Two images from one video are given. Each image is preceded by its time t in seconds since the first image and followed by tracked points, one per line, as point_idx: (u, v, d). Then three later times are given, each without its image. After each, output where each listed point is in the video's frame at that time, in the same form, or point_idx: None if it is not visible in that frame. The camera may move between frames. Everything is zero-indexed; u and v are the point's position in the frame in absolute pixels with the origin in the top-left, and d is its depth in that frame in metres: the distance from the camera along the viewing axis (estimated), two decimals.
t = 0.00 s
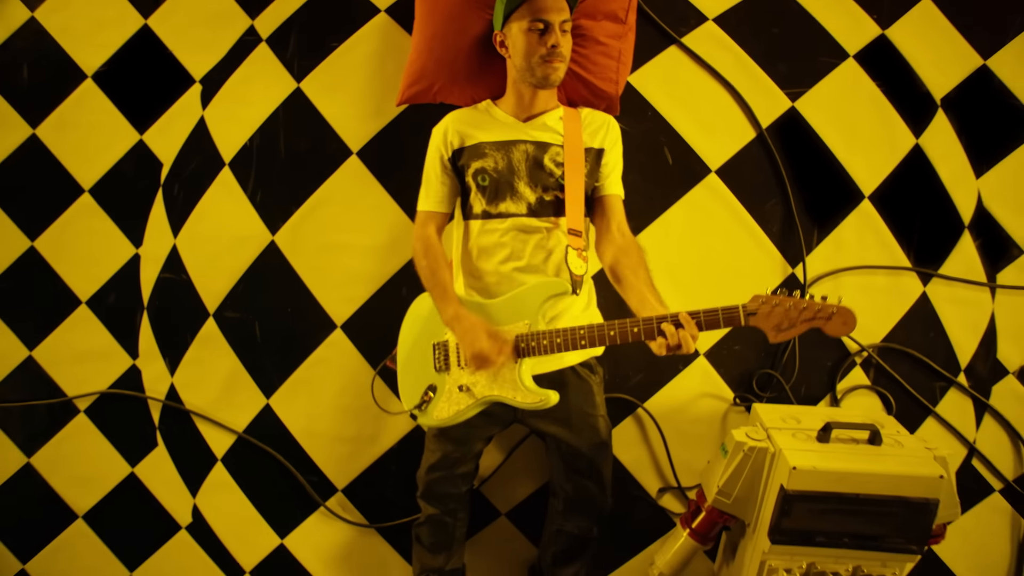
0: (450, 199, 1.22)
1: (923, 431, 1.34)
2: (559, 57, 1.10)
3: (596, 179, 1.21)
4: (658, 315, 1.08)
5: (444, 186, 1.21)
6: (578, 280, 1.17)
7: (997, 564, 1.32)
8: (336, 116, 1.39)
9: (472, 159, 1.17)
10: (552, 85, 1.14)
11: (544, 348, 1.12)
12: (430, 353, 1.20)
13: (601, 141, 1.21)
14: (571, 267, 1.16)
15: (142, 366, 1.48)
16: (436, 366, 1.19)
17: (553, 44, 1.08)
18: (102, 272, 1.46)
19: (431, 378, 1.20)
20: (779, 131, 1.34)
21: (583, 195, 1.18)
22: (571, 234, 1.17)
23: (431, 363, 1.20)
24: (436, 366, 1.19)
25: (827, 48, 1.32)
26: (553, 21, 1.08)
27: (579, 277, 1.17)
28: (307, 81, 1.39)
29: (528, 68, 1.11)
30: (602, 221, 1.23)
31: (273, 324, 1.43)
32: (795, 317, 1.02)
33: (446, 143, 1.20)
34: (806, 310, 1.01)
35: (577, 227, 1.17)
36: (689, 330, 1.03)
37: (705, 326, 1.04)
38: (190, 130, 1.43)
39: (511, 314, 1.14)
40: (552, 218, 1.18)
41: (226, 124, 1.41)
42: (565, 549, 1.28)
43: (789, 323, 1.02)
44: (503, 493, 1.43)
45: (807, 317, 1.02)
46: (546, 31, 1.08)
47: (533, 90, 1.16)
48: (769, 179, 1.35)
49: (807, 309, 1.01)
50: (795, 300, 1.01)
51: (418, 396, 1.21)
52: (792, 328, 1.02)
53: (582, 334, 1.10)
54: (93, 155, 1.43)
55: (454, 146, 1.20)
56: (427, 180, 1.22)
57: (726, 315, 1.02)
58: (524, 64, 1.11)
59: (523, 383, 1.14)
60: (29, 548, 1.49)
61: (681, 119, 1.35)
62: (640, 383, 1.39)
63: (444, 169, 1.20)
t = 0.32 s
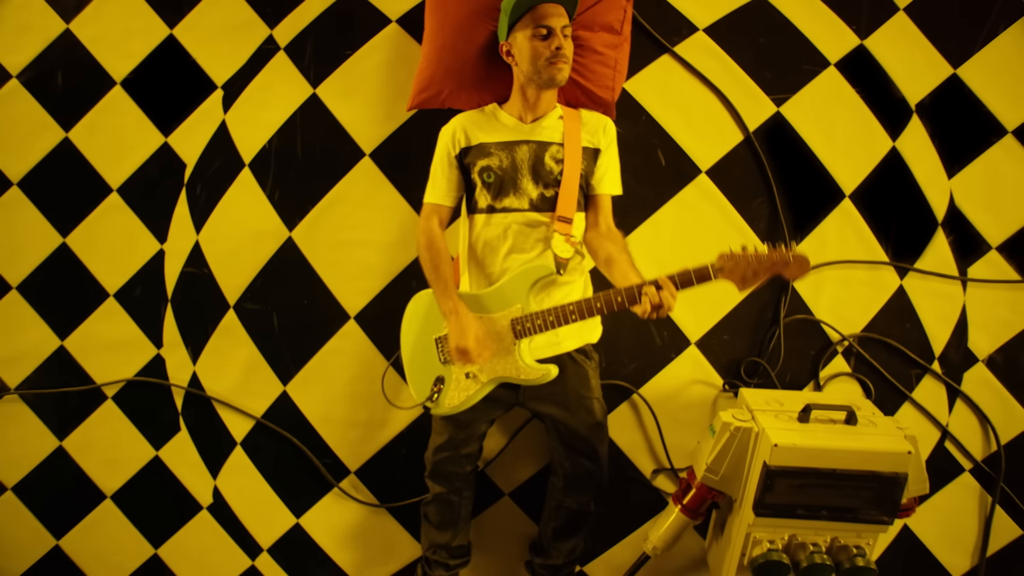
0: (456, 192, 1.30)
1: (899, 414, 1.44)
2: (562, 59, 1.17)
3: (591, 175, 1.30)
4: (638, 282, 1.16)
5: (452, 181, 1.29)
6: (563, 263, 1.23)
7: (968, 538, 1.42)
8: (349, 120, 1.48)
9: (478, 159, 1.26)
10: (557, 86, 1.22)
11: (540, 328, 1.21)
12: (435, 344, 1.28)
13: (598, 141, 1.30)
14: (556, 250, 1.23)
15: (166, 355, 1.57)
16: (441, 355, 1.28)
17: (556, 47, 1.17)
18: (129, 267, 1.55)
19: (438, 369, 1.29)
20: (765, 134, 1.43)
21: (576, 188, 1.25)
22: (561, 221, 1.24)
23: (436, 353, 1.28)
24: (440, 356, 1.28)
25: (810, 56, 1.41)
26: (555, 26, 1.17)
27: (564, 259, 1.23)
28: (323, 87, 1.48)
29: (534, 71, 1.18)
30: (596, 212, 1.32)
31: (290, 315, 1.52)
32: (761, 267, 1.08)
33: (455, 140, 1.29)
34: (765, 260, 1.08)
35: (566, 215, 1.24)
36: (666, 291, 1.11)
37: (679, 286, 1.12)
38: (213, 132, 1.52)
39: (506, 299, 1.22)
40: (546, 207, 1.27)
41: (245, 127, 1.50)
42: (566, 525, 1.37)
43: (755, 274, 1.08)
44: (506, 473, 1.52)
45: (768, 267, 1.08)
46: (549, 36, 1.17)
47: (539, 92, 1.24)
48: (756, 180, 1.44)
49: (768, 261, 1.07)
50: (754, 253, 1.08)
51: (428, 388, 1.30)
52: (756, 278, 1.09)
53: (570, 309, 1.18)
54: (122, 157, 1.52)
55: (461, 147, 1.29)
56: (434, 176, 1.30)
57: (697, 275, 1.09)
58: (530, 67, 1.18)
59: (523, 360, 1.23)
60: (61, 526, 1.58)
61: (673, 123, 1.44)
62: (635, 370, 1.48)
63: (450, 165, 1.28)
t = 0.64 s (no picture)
0: (465, 186, 1.39)
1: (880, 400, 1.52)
2: (564, 67, 1.25)
3: (590, 176, 1.39)
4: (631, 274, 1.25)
5: (459, 176, 1.38)
6: (563, 257, 1.34)
7: (942, 516, 1.51)
8: (361, 122, 1.56)
9: (485, 159, 1.35)
10: (559, 92, 1.29)
11: (538, 316, 1.29)
12: (440, 332, 1.36)
13: (598, 145, 1.39)
14: (555, 247, 1.32)
15: (186, 345, 1.65)
16: (445, 343, 1.37)
17: (557, 55, 1.25)
18: (152, 261, 1.63)
19: (441, 355, 1.37)
20: (754, 136, 1.52)
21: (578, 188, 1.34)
22: (561, 220, 1.33)
23: (441, 340, 1.37)
24: (445, 343, 1.37)
25: (796, 62, 1.50)
26: (555, 37, 1.25)
27: (563, 254, 1.33)
28: (335, 91, 1.56)
29: (538, 78, 1.26)
30: (592, 211, 1.42)
31: (304, 307, 1.61)
32: (742, 262, 1.18)
33: (464, 140, 1.37)
34: (746, 255, 1.17)
35: (566, 215, 1.33)
36: (658, 286, 1.19)
37: (669, 278, 1.21)
38: (231, 134, 1.61)
39: (509, 290, 1.31)
40: (550, 208, 1.35)
41: (262, 129, 1.58)
42: (565, 504, 1.45)
43: (737, 268, 1.17)
44: (509, 457, 1.61)
45: (749, 261, 1.18)
46: (550, 45, 1.25)
47: (542, 98, 1.32)
48: (744, 179, 1.53)
49: (749, 254, 1.17)
50: (737, 248, 1.17)
51: (432, 371, 1.38)
52: (738, 271, 1.18)
53: (568, 299, 1.27)
54: (145, 158, 1.61)
55: (469, 148, 1.37)
56: (445, 170, 1.38)
57: (685, 267, 1.19)
58: (534, 75, 1.26)
59: (523, 346, 1.31)
60: (88, 507, 1.66)
61: (667, 126, 1.53)
62: (631, 358, 1.56)
63: (459, 161, 1.37)
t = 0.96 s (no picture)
0: (471, 184, 1.46)
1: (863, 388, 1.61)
2: (561, 77, 1.34)
3: (588, 175, 1.46)
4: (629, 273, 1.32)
5: (466, 176, 1.46)
6: (564, 254, 1.40)
7: (921, 498, 1.59)
8: (370, 124, 1.65)
9: (490, 160, 1.43)
10: (556, 99, 1.38)
11: (540, 310, 1.38)
12: (447, 322, 1.45)
13: (596, 147, 1.46)
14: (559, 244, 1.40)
15: (203, 336, 1.73)
16: (452, 331, 1.45)
17: (556, 66, 1.33)
18: (170, 256, 1.71)
19: (448, 343, 1.45)
20: (743, 137, 1.60)
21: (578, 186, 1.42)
22: (564, 217, 1.41)
23: (448, 329, 1.45)
24: (451, 332, 1.45)
25: (783, 68, 1.58)
26: (555, 48, 1.33)
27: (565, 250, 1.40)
28: (346, 95, 1.64)
29: (537, 86, 1.35)
30: (592, 208, 1.50)
31: (316, 300, 1.69)
32: (733, 265, 1.24)
33: (471, 140, 1.45)
34: (738, 260, 1.24)
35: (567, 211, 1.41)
36: (653, 287, 1.27)
37: (664, 278, 1.28)
38: (246, 135, 1.69)
39: (513, 283, 1.39)
40: (552, 206, 1.43)
41: (276, 130, 1.67)
42: (565, 486, 1.53)
43: (729, 271, 1.24)
44: (511, 442, 1.69)
45: (740, 266, 1.25)
46: (550, 56, 1.33)
47: (541, 104, 1.40)
48: (734, 178, 1.61)
49: (740, 259, 1.24)
50: (730, 252, 1.23)
51: (439, 359, 1.47)
52: (730, 275, 1.25)
53: (569, 295, 1.35)
54: (165, 158, 1.69)
55: (476, 148, 1.45)
56: (450, 171, 1.47)
57: (680, 269, 1.26)
58: (533, 83, 1.35)
59: (526, 340, 1.40)
60: (110, 490, 1.75)
61: (661, 128, 1.61)
62: (627, 348, 1.64)
63: (466, 162, 1.45)
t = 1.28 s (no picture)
0: (471, 183, 1.55)
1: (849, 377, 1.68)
2: (561, 78, 1.41)
3: (585, 175, 1.54)
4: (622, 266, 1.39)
5: (466, 175, 1.54)
6: (562, 249, 1.48)
7: (904, 481, 1.67)
8: (378, 125, 1.72)
9: (491, 160, 1.51)
10: (556, 100, 1.45)
11: (536, 297, 1.44)
12: (450, 308, 1.53)
13: (592, 147, 1.54)
14: (557, 239, 1.46)
15: (217, 328, 1.81)
16: (453, 319, 1.52)
17: (555, 68, 1.40)
18: (186, 251, 1.79)
19: (449, 327, 1.53)
20: (735, 137, 1.68)
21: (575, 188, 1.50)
22: (561, 215, 1.49)
23: (449, 317, 1.53)
24: (452, 319, 1.52)
25: (772, 71, 1.66)
26: (554, 51, 1.40)
27: (563, 245, 1.47)
28: (355, 97, 1.72)
29: (538, 87, 1.42)
30: (588, 206, 1.56)
31: (326, 293, 1.77)
32: (719, 261, 1.25)
33: (472, 143, 1.53)
34: (725, 257, 1.25)
35: (564, 208, 1.49)
36: (642, 279, 1.33)
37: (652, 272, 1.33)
38: (259, 135, 1.77)
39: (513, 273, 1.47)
40: (550, 203, 1.51)
41: (288, 130, 1.74)
42: (565, 470, 1.60)
43: (715, 268, 1.25)
44: (513, 429, 1.77)
45: (728, 262, 1.25)
46: (550, 59, 1.40)
47: (541, 106, 1.48)
48: (725, 176, 1.69)
49: (728, 257, 1.25)
50: (718, 249, 1.25)
51: (439, 340, 1.55)
52: (717, 270, 1.27)
53: (563, 284, 1.41)
54: (181, 157, 1.77)
55: (478, 149, 1.53)
56: (453, 170, 1.55)
57: (667, 265, 1.30)
58: (534, 85, 1.42)
59: (521, 322, 1.46)
60: (129, 476, 1.83)
61: (656, 128, 1.69)
62: (623, 339, 1.72)
63: (467, 162, 1.53)
